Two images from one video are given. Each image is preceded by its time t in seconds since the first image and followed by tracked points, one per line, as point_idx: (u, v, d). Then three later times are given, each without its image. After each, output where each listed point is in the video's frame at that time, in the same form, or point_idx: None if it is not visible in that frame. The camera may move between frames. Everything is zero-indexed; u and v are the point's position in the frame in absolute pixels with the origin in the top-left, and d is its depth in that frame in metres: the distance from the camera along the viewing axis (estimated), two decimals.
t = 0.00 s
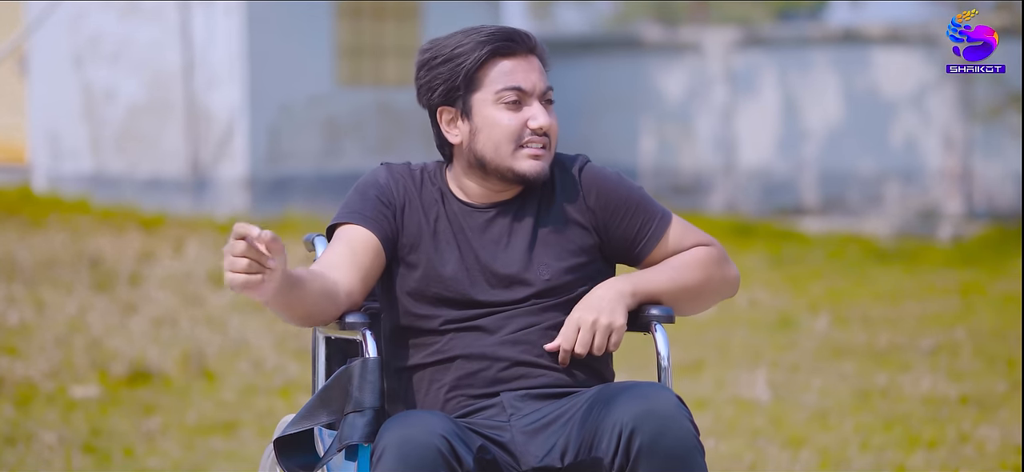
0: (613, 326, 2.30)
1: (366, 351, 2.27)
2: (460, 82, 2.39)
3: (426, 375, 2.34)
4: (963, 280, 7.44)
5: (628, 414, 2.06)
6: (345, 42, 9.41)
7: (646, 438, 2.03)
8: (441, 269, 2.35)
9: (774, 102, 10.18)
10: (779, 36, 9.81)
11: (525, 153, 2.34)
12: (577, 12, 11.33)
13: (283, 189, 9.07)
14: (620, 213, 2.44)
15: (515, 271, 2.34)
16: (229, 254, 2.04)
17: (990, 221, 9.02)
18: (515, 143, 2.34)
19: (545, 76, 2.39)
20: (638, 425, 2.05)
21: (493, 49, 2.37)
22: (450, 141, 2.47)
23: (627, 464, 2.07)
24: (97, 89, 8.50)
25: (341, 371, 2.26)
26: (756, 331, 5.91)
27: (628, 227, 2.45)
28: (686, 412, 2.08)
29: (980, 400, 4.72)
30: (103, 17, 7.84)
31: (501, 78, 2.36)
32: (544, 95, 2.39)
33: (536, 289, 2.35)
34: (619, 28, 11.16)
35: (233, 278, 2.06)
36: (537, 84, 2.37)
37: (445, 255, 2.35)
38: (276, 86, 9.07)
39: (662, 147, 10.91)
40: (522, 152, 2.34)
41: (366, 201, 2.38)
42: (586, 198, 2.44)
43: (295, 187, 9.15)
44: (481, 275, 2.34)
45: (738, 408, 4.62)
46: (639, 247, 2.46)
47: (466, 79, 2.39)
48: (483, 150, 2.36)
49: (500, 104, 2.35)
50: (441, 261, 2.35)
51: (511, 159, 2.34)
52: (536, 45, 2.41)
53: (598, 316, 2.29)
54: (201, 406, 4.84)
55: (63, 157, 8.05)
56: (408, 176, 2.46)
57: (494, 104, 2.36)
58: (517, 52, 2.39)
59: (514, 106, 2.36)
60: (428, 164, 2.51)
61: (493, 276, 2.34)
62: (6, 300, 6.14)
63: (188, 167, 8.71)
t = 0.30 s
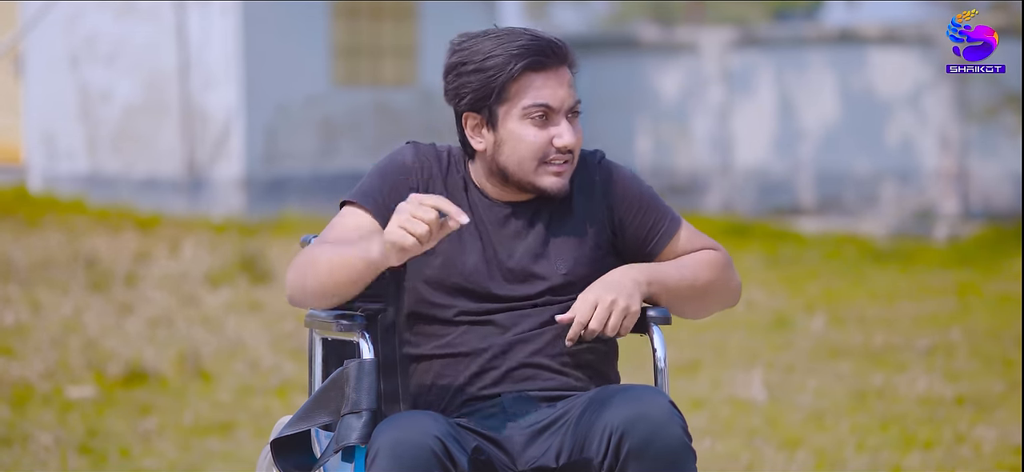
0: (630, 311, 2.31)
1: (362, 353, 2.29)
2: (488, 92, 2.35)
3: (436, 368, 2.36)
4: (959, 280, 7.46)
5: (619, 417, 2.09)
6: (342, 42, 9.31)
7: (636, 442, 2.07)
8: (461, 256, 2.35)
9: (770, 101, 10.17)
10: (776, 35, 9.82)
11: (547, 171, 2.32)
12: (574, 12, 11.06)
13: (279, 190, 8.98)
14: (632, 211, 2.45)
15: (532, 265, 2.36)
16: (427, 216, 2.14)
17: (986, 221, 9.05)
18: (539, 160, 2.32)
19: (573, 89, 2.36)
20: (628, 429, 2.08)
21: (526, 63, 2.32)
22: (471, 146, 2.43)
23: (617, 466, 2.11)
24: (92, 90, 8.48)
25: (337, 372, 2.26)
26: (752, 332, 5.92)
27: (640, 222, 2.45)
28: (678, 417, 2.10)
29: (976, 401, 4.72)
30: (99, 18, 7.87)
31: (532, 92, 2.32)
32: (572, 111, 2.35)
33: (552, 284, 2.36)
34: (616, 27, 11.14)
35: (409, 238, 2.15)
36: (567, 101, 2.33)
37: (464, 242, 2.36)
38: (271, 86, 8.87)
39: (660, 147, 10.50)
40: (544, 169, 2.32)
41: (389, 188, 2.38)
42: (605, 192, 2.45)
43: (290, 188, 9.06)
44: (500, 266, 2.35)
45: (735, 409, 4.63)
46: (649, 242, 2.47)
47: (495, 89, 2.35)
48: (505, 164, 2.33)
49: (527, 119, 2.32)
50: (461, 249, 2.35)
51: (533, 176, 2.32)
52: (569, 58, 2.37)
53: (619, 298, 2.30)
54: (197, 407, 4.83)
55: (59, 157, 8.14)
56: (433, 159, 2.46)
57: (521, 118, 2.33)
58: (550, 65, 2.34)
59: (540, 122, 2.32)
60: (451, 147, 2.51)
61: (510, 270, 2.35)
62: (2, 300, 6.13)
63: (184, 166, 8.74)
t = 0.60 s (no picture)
0: (640, 295, 2.37)
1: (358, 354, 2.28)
2: (504, 102, 2.32)
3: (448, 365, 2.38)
4: (957, 280, 7.46)
5: (613, 425, 2.13)
6: (340, 42, 9.24)
7: (630, 450, 2.11)
8: (474, 254, 2.39)
9: (768, 101, 10.18)
10: (774, 36, 9.83)
11: (559, 183, 2.32)
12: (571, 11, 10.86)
13: (277, 190, 8.96)
14: (649, 208, 2.52)
15: (547, 258, 2.38)
16: (470, 303, 2.22)
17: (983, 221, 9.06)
18: (551, 172, 2.31)
19: (591, 101, 2.32)
20: (622, 438, 2.12)
21: (542, 75, 2.28)
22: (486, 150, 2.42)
23: None
24: (90, 90, 8.54)
25: (335, 373, 2.25)
26: (749, 331, 5.92)
27: (656, 223, 2.54)
28: (673, 427, 2.14)
29: (974, 401, 4.72)
30: (98, 17, 8.05)
31: (547, 105, 2.30)
32: (588, 122, 2.32)
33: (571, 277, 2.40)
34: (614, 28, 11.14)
35: (453, 320, 2.24)
36: (583, 113, 2.30)
37: (480, 235, 2.39)
38: (270, 86, 8.83)
39: (658, 146, 10.74)
40: (557, 182, 2.31)
41: (401, 184, 2.40)
42: (625, 186, 2.48)
43: (289, 187, 9.04)
44: (514, 260, 2.38)
45: (733, 409, 4.63)
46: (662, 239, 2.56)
47: (510, 100, 2.32)
48: (517, 174, 2.33)
49: (541, 132, 2.30)
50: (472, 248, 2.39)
51: (545, 188, 2.32)
52: (587, 67, 2.32)
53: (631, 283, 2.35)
54: (195, 407, 4.83)
55: (56, 157, 8.27)
56: (451, 140, 2.45)
57: (535, 131, 2.31)
58: (567, 76, 2.30)
59: (554, 136, 2.30)
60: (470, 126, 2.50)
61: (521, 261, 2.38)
62: None
63: (182, 166, 8.74)
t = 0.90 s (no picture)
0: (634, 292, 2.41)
1: (355, 354, 2.27)
2: (471, 106, 2.30)
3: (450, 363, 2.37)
4: (954, 280, 7.46)
5: (608, 433, 2.15)
6: (338, 42, 9.23)
7: (624, 459, 2.13)
8: (470, 253, 2.39)
9: (766, 100, 10.16)
10: (771, 36, 9.84)
11: (538, 179, 2.30)
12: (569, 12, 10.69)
13: (274, 190, 8.97)
14: (630, 194, 2.54)
15: (545, 247, 2.39)
16: (466, 304, 2.22)
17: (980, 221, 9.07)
18: (529, 169, 2.29)
19: (560, 92, 2.29)
20: (616, 445, 2.14)
21: (506, 73, 2.25)
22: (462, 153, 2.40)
23: None
24: (87, 89, 8.52)
25: (332, 374, 2.24)
26: (747, 331, 5.93)
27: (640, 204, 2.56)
28: (669, 436, 2.16)
29: (971, 401, 4.73)
30: (95, 18, 8.05)
31: (514, 102, 2.27)
32: (560, 113, 2.30)
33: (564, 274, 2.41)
34: (612, 27, 11.14)
35: (448, 320, 2.24)
36: (552, 107, 2.27)
37: (472, 234, 2.39)
38: (267, 86, 8.84)
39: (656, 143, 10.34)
40: (536, 178, 2.30)
41: (378, 202, 2.40)
42: (608, 168, 2.50)
43: (286, 188, 9.04)
44: (509, 259, 2.38)
45: (730, 409, 4.63)
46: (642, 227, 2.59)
47: (477, 103, 2.30)
48: (496, 173, 2.32)
49: (511, 131, 2.28)
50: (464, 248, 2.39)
51: (525, 184, 2.31)
52: (550, 58, 2.29)
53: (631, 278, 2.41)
54: (192, 407, 4.83)
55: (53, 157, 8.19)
56: (420, 148, 2.43)
57: (506, 130, 2.28)
58: (531, 70, 2.27)
59: (527, 133, 2.28)
60: (442, 130, 2.49)
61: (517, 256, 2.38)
62: None
63: (179, 166, 8.73)
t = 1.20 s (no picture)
0: (631, 320, 2.33)
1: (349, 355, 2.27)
2: (431, 92, 2.35)
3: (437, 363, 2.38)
4: (948, 280, 7.48)
5: (598, 436, 2.15)
6: (332, 42, 9.14)
7: (614, 461, 2.13)
8: (452, 248, 2.40)
9: (761, 101, 10.09)
10: (767, 36, 9.86)
11: (504, 159, 2.33)
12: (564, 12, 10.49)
13: (269, 190, 8.99)
14: (599, 176, 2.55)
15: (525, 236, 2.42)
16: (444, 317, 2.21)
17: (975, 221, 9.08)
18: (494, 150, 2.32)
19: (517, 69, 2.33)
20: (606, 448, 2.14)
21: (459, 56, 2.29)
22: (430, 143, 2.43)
23: None
24: (82, 89, 8.47)
25: (326, 375, 2.25)
26: (742, 331, 5.93)
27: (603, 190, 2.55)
28: (660, 439, 2.17)
29: (966, 401, 4.73)
30: (88, 18, 7.87)
31: (471, 84, 2.31)
32: (519, 90, 2.33)
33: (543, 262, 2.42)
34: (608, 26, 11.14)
35: (425, 328, 2.24)
36: (509, 85, 2.31)
37: (452, 228, 2.40)
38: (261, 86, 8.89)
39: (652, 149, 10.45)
40: (502, 159, 2.32)
41: (354, 207, 2.41)
42: (570, 150, 2.52)
43: (281, 188, 9.05)
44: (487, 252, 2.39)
45: (725, 410, 4.63)
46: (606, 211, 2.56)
47: (436, 90, 2.34)
48: (463, 157, 2.34)
49: (471, 112, 2.31)
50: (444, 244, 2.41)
51: (492, 166, 2.33)
52: (503, 38, 2.33)
53: (622, 310, 2.32)
54: (187, 407, 4.83)
55: (48, 158, 8.09)
56: (390, 148, 2.44)
57: (467, 113, 2.32)
58: (484, 52, 2.31)
59: (487, 112, 2.31)
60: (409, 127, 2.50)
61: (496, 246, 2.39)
62: None
63: (174, 167, 8.73)
